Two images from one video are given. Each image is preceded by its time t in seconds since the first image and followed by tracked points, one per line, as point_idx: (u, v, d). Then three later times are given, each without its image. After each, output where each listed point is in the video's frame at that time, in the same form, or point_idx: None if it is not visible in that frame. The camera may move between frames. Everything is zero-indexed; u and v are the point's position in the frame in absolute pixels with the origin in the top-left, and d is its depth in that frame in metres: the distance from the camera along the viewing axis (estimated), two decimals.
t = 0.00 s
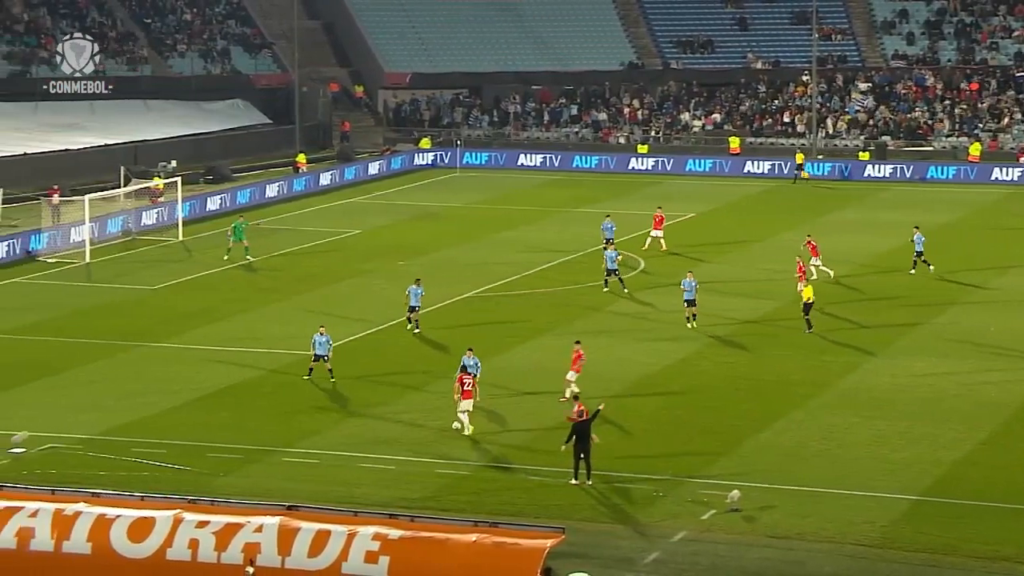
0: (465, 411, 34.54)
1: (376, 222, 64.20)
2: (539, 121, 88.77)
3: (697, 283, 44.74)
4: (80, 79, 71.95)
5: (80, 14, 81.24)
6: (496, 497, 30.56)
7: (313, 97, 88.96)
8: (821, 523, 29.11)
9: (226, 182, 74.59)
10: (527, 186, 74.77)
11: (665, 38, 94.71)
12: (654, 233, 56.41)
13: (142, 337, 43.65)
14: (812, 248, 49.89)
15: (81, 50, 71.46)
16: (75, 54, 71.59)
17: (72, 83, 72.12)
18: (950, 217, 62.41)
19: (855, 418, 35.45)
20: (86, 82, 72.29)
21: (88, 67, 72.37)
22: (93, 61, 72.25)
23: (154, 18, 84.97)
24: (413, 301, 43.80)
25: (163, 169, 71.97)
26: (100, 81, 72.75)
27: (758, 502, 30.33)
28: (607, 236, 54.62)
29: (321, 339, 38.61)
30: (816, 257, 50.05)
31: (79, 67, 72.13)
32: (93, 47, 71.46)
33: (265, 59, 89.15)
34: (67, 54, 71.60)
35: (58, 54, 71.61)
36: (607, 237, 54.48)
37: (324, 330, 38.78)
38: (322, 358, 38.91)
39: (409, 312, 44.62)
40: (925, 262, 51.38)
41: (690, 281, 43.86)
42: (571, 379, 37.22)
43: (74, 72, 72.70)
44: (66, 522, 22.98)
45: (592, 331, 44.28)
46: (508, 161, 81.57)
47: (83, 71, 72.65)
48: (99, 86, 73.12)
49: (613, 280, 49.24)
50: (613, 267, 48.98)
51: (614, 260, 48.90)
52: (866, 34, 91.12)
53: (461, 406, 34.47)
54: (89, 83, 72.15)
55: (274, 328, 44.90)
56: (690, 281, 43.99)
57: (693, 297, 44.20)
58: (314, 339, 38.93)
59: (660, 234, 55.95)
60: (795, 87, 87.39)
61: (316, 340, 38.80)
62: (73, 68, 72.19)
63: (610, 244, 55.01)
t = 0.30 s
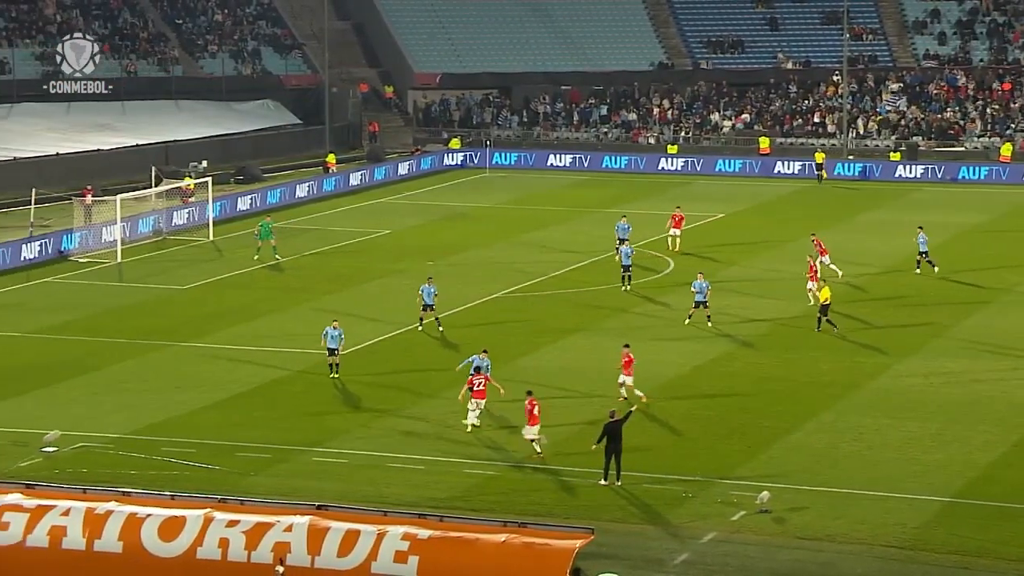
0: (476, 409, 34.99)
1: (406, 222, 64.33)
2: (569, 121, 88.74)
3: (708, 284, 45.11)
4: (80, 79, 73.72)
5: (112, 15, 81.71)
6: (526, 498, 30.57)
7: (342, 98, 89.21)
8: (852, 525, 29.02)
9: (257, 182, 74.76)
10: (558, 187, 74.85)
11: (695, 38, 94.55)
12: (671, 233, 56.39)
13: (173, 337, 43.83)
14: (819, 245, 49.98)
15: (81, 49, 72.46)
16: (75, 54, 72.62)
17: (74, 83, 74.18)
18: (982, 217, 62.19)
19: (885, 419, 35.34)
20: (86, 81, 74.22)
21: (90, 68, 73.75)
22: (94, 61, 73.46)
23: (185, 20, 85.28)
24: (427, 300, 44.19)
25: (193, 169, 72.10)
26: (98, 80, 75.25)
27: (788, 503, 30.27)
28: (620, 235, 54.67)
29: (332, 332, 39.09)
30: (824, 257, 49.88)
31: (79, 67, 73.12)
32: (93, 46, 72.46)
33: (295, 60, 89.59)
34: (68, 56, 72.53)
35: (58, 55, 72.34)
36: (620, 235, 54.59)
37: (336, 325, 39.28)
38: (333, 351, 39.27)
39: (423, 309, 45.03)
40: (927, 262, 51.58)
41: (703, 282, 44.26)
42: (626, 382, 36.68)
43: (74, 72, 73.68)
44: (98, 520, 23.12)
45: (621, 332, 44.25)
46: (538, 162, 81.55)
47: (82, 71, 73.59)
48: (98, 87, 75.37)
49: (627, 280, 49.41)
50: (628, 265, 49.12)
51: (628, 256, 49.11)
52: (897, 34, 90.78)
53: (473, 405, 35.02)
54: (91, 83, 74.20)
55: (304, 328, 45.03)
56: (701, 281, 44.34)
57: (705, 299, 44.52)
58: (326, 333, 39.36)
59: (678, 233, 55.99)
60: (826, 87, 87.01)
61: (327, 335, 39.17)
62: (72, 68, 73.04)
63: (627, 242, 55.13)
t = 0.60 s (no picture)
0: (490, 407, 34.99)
1: (425, 222, 64.44)
2: (588, 122, 88.77)
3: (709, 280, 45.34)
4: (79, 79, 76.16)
5: (132, 15, 82.00)
6: (545, 498, 30.57)
7: (361, 98, 89.37)
8: (871, 526, 28.95)
9: (276, 182, 74.90)
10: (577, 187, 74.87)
11: (714, 38, 94.48)
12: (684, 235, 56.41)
13: (193, 337, 43.94)
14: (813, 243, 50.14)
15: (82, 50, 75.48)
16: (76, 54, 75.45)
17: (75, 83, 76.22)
18: (1002, 218, 61.98)
19: (905, 420, 35.26)
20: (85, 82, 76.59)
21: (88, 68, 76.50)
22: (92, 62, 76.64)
23: (205, 20, 85.45)
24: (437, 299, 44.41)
25: (213, 168, 72.35)
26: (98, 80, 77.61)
27: (808, 504, 30.21)
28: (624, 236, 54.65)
29: (335, 335, 38.98)
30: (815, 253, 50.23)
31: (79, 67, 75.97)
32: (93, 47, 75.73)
33: (315, 60, 89.91)
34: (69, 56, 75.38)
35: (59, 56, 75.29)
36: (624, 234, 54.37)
37: (339, 327, 39.17)
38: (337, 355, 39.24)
39: (434, 309, 45.37)
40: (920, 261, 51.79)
41: (704, 278, 44.59)
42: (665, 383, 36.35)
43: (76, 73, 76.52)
44: (118, 520, 23.19)
45: (641, 332, 44.24)
46: (556, 162, 81.54)
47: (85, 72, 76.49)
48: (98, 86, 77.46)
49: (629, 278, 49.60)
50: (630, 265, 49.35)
51: (630, 258, 49.59)
52: (917, 34, 90.59)
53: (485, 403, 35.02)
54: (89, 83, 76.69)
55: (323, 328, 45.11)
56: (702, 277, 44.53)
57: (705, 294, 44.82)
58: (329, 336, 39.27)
59: (688, 234, 56.07)
60: (846, 87, 86.79)
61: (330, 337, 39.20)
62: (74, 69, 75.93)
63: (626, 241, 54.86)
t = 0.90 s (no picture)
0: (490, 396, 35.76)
1: (435, 222, 64.47)
2: (597, 122, 88.73)
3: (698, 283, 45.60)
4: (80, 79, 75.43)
5: (142, 15, 82.35)
6: (554, 498, 30.56)
7: (371, 98, 89.44)
8: (880, 526, 28.91)
9: (285, 182, 74.89)
10: (586, 187, 74.90)
11: (724, 38, 94.49)
12: (690, 234, 56.45)
13: (202, 337, 43.97)
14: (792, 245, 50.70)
15: (81, 49, 74.30)
16: (76, 53, 74.41)
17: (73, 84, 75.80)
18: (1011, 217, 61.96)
19: (914, 420, 35.23)
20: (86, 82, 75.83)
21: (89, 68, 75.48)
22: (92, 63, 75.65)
23: (214, 20, 85.82)
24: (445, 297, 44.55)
25: (222, 169, 72.41)
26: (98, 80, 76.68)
27: (817, 504, 30.19)
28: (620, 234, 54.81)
29: (327, 329, 39.17)
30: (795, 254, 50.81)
31: (79, 67, 75.00)
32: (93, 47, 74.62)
33: (324, 60, 89.86)
34: (69, 57, 74.54)
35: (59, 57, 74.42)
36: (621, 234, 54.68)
37: (333, 323, 39.39)
38: (329, 350, 39.38)
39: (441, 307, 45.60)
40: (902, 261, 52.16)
41: (695, 281, 44.80)
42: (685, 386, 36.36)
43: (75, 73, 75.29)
44: (127, 519, 23.19)
45: (649, 333, 44.22)
46: (565, 162, 81.51)
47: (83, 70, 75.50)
48: (99, 86, 76.60)
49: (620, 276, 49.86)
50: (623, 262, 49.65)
51: (625, 254, 50.02)
52: (926, 34, 90.47)
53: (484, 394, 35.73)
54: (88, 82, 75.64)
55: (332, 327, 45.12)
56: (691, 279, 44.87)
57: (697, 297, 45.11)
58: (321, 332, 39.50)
59: (692, 233, 56.07)
60: (856, 87, 86.66)
61: (323, 333, 39.26)
62: (72, 68, 74.85)
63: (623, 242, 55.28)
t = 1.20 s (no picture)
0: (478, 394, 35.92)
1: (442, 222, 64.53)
2: (603, 122, 88.69)
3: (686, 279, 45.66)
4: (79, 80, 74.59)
5: (149, 15, 82.29)
6: (560, 498, 30.56)
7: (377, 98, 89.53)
8: (886, 527, 28.89)
9: (292, 183, 74.87)
10: (592, 187, 75.05)
11: (730, 38, 94.49)
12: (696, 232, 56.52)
13: (208, 337, 44.01)
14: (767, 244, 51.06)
15: (81, 49, 73.04)
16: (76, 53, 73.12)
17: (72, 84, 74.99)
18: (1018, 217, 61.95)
19: (920, 420, 35.22)
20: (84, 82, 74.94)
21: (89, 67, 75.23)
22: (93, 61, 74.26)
23: (222, 20, 85.89)
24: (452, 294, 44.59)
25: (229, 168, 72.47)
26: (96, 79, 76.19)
27: (823, 504, 30.18)
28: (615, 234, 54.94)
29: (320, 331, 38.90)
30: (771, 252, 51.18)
31: (79, 66, 73.79)
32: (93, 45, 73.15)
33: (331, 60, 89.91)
34: (70, 55, 73.36)
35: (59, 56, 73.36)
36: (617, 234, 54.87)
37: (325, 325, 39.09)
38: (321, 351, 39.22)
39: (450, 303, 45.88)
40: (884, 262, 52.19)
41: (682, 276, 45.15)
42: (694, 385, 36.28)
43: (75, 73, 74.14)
44: (134, 519, 23.23)
45: (655, 333, 44.23)
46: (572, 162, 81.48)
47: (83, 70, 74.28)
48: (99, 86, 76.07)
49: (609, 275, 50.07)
50: (612, 261, 49.94)
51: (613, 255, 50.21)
52: (933, 34, 90.38)
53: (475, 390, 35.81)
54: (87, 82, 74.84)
55: (338, 327, 45.15)
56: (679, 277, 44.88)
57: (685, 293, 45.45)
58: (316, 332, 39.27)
59: (699, 232, 56.37)
60: (862, 87, 86.44)
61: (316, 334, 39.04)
62: (74, 68, 73.74)
63: (621, 241, 55.51)
